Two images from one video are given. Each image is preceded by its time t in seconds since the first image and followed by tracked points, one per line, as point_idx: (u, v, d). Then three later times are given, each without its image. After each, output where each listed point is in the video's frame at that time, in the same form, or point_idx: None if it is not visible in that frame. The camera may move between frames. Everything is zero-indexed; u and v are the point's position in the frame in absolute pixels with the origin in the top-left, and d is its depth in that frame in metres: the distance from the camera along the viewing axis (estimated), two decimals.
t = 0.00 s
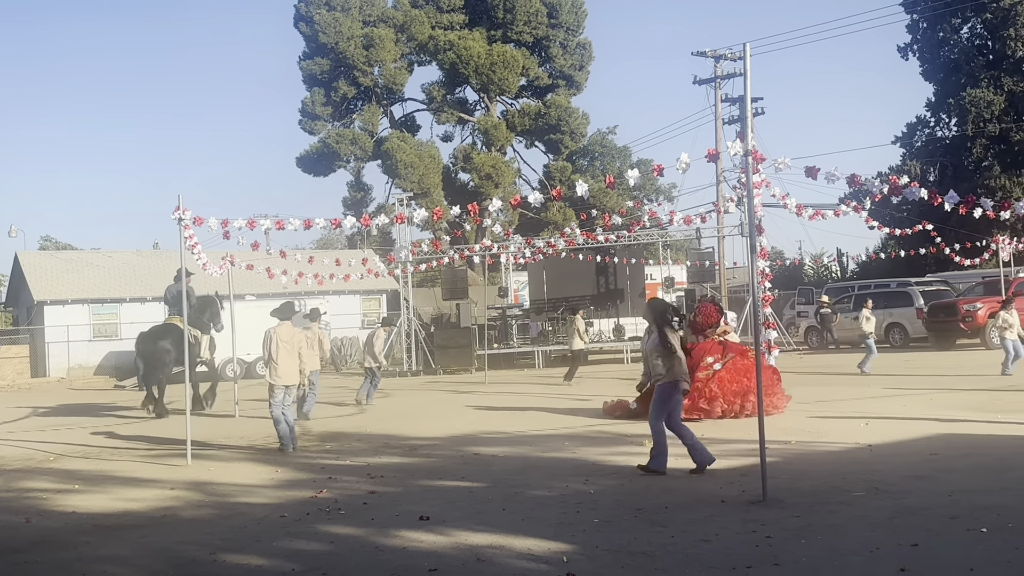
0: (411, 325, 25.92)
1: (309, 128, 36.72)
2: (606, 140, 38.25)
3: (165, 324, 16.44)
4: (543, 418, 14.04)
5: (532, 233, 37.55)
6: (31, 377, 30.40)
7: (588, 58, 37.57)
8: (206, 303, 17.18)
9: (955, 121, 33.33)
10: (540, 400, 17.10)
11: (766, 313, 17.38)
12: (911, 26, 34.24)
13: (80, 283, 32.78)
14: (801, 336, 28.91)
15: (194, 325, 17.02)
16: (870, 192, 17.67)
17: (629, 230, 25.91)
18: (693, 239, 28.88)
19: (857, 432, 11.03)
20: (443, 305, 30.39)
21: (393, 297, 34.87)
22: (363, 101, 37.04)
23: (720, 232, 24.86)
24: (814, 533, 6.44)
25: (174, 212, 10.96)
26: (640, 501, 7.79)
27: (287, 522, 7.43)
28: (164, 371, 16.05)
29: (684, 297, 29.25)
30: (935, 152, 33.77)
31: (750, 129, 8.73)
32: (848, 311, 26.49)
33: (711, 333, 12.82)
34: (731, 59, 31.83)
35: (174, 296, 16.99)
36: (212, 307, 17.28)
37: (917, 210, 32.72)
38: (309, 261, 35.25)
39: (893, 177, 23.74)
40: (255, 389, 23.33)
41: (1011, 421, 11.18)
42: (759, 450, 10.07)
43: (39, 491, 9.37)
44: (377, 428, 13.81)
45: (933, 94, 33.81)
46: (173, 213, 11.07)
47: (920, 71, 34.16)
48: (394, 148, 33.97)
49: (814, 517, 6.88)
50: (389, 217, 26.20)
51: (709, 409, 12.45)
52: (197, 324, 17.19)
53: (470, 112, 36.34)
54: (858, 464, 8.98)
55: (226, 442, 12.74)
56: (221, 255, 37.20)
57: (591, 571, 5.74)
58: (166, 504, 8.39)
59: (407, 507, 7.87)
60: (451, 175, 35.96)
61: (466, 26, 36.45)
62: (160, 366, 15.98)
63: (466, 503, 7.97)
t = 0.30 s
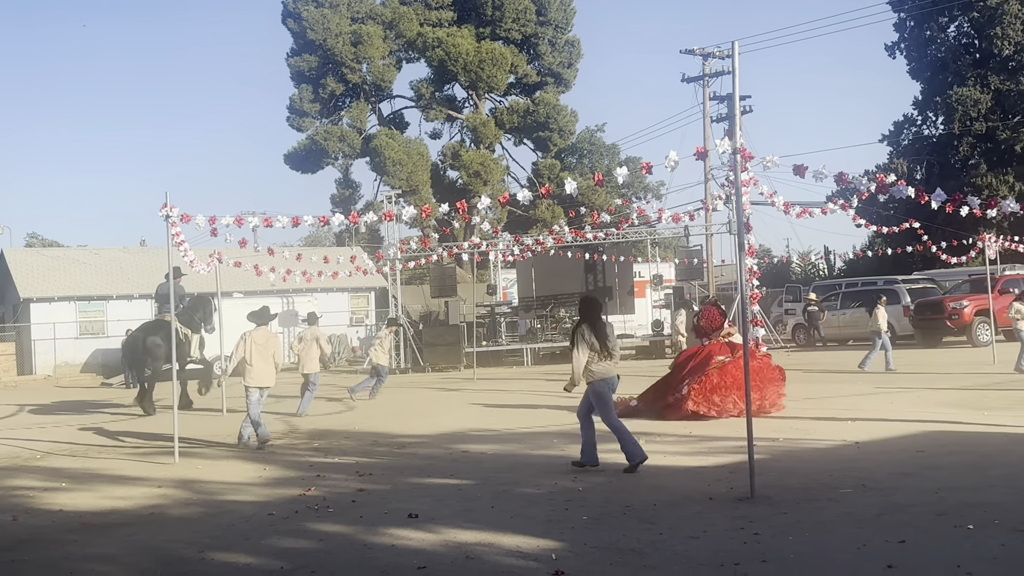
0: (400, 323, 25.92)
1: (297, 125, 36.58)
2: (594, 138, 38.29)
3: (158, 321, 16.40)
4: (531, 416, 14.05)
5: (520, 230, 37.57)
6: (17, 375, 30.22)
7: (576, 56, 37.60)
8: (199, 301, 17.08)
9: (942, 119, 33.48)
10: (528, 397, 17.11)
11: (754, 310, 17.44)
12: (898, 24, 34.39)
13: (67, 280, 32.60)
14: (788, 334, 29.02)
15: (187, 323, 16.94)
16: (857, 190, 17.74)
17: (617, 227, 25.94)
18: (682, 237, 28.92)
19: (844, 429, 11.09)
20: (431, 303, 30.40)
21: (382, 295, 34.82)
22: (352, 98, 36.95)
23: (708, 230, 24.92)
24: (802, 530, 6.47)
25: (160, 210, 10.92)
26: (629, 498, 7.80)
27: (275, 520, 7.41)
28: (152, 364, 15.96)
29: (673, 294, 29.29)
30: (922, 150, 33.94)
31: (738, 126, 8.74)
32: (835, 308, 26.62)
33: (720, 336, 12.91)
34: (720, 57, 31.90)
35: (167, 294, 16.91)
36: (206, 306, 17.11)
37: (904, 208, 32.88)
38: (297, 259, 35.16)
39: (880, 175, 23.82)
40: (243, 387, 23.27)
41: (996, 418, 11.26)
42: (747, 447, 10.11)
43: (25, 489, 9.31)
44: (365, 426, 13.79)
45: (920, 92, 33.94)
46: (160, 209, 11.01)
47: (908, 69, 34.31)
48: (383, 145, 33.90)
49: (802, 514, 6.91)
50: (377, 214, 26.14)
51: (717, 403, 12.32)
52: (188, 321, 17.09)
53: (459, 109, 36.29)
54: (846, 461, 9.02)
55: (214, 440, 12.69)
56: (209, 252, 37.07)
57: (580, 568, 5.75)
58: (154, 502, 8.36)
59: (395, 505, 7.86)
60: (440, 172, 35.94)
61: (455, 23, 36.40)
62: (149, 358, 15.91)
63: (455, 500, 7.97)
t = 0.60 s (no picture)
0: (390, 320, 25.89)
1: (286, 122, 36.50)
2: (584, 136, 38.28)
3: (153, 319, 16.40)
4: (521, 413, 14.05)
5: (510, 228, 37.57)
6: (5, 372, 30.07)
7: (566, 54, 37.60)
8: (193, 299, 17.06)
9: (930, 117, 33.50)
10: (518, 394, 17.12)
11: (744, 308, 17.49)
12: (888, 23, 34.48)
13: (55, 277, 32.46)
14: (778, 332, 29.10)
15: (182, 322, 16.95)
16: (847, 188, 17.79)
17: (607, 225, 25.97)
18: (672, 234, 28.96)
19: (833, 426, 11.12)
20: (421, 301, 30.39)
21: (371, 292, 34.77)
22: (341, 95, 36.88)
23: (698, 227, 24.96)
24: (791, 526, 6.49)
25: (148, 207, 10.84)
26: (619, 495, 7.81)
27: (265, 518, 7.40)
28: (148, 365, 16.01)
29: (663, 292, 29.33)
30: (911, 148, 34.07)
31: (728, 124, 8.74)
32: (824, 306, 26.71)
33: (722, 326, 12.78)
34: (709, 55, 31.96)
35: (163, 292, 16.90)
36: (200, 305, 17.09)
37: (893, 206, 33.01)
38: (286, 256, 35.05)
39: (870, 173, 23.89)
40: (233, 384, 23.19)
41: (983, 415, 11.32)
42: (737, 444, 10.14)
43: (13, 487, 9.26)
44: (355, 423, 13.78)
45: (909, 91, 34.01)
46: (148, 206, 10.95)
47: (897, 68, 34.39)
48: (373, 142, 33.82)
49: (791, 511, 6.94)
50: (367, 212, 26.09)
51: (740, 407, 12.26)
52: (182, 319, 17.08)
53: (449, 106, 36.23)
54: (835, 458, 9.05)
55: (203, 438, 12.66)
56: (198, 250, 36.94)
57: (570, 565, 5.75)
58: (143, 500, 8.33)
59: (385, 503, 7.85)
60: (430, 170, 35.90)
61: (445, 20, 36.35)
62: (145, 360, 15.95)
63: (445, 498, 7.97)
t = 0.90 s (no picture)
0: (381, 318, 25.86)
1: (277, 119, 36.39)
2: (575, 134, 38.30)
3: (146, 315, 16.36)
4: (512, 411, 14.06)
5: (501, 226, 37.59)
6: None
7: (557, 52, 37.57)
8: (187, 296, 17.00)
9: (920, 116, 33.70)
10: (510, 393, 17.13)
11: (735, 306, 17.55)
12: (878, 21, 34.62)
13: (44, 274, 32.30)
14: (768, 330, 29.18)
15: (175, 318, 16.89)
16: (837, 187, 17.84)
17: (598, 223, 26.00)
18: (663, 233, 28.98)
19: (824, 424, 11.16)
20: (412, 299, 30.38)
21: (362, 290, 34.73)
22: (332, 92, 36.80)
23: (689, 226, 25.00)
24: (782, 524, 6.50)
25: (138, 204, 10.80)
26: (610, 493, 7.83)
27: (256, 516, 7.38)
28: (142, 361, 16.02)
29: (653, 290, 29.37)
30: (901, 146, 34.22)
31: (719, 123, 8.75)
32: (814, 304, 26.80)
33: (735, 322, 12.86)
34: (700, 53, 32.00)
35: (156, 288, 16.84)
36: (193, 301, 17.03)
37: (883, 204, 33.14)
38: (277, 254, 34.97)
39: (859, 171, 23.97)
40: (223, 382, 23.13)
41: (972, 413, 11.38)
42: (727, 442, 10.17)
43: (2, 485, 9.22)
44: (346, 422, 13.77)
45: (900, 89, 34.14)
46: (138, 203, 10.91)
47: (887, 66, 34.51)
48: (363, 140, 33.78)
49: (782, 508, 6.96)
50: (358, 210, 26.04)
51: (759, 401, 12.40)
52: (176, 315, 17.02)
53: (440, 104, 36.17)
54: (825, 456, 9.08)
55: (193, 436, 12.63)
56: (188, 248, 36.80)
57: (562, 563, 5.76)
58: (133, 499, 8.30)
59: (376, 501, 7.83)
60: (421, 167, 35.85)
61: (436, 18, 36.32)
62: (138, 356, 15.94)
63: (436, 496, 7.97)
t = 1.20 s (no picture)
0: (372, 316, 25.82)
1: (269, 117, 36.33)
2: (568, 132, 38.29)
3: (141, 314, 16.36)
4: (504, 409, 14.07)
5: (493, 224, 37.60)
6: None
7: (550, 50, 37.50)
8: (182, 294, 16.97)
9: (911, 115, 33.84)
10: (502, 390, 17.14)
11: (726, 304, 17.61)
12: (869, 20, 34.73)
13: (35, 272, 32.20)
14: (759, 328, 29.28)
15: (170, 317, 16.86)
16: (829, 186, 17.90)
17: (590, 222, 25.99)
18: (655, 231, 29.00)
19: (815, 422, 11.20)
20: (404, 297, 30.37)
21: (354, 288, 34.68)
22: (324, 90, 36.73)
23: (681, 224, 25.03)
24: (773, 522, 6.53)
25: (131, 202, 10.74)
26: (602, 490, 7.85)
27: (248, 514, 7.37)
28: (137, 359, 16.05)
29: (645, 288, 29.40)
30: (892, 145, 34.35)
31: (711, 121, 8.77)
32: (805, 303, 26.88)
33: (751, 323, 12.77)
34: (692, 52, 32.03)
35: (152, 287, 16.82)
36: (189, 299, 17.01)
37: (874, 203, 33.27)
38: (269, 252, 34.91)
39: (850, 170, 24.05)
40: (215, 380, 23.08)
41: (962, 411, 11.44)
42: (719, 440, 10.20)
43: None
44: (337, 420, 13.76)
45: (891, 88, 34.27)
46: (130, 201, 10.86)
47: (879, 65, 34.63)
48: (356, 138, 33.74)
49: (774, 506, 6.98)
50: (350, 208, 25.99)
51: (785, 400, 12.25)
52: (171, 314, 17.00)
53: (432, 102, 36.15)
54: (816, 453, 9.12)
55: (185, 434, 12.60)
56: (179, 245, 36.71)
57: (554, 561, 5.77)
58: (124, 497, 8.29)
59: (368, 499, 7.83)
60: (413, 165, 35.81)
61: (428, 15, 36.27)
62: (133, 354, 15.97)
63: (428, 493, 7.98)
